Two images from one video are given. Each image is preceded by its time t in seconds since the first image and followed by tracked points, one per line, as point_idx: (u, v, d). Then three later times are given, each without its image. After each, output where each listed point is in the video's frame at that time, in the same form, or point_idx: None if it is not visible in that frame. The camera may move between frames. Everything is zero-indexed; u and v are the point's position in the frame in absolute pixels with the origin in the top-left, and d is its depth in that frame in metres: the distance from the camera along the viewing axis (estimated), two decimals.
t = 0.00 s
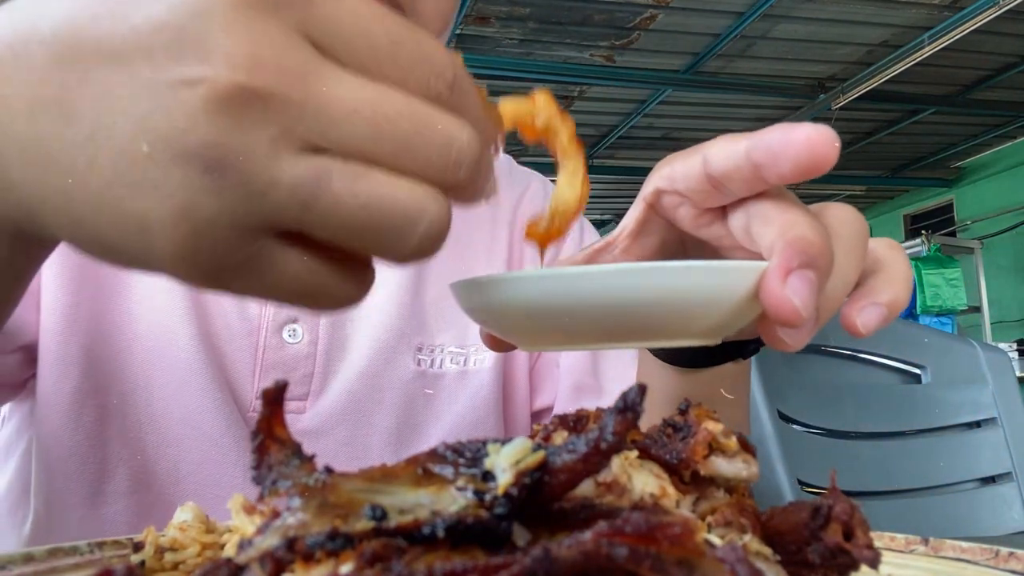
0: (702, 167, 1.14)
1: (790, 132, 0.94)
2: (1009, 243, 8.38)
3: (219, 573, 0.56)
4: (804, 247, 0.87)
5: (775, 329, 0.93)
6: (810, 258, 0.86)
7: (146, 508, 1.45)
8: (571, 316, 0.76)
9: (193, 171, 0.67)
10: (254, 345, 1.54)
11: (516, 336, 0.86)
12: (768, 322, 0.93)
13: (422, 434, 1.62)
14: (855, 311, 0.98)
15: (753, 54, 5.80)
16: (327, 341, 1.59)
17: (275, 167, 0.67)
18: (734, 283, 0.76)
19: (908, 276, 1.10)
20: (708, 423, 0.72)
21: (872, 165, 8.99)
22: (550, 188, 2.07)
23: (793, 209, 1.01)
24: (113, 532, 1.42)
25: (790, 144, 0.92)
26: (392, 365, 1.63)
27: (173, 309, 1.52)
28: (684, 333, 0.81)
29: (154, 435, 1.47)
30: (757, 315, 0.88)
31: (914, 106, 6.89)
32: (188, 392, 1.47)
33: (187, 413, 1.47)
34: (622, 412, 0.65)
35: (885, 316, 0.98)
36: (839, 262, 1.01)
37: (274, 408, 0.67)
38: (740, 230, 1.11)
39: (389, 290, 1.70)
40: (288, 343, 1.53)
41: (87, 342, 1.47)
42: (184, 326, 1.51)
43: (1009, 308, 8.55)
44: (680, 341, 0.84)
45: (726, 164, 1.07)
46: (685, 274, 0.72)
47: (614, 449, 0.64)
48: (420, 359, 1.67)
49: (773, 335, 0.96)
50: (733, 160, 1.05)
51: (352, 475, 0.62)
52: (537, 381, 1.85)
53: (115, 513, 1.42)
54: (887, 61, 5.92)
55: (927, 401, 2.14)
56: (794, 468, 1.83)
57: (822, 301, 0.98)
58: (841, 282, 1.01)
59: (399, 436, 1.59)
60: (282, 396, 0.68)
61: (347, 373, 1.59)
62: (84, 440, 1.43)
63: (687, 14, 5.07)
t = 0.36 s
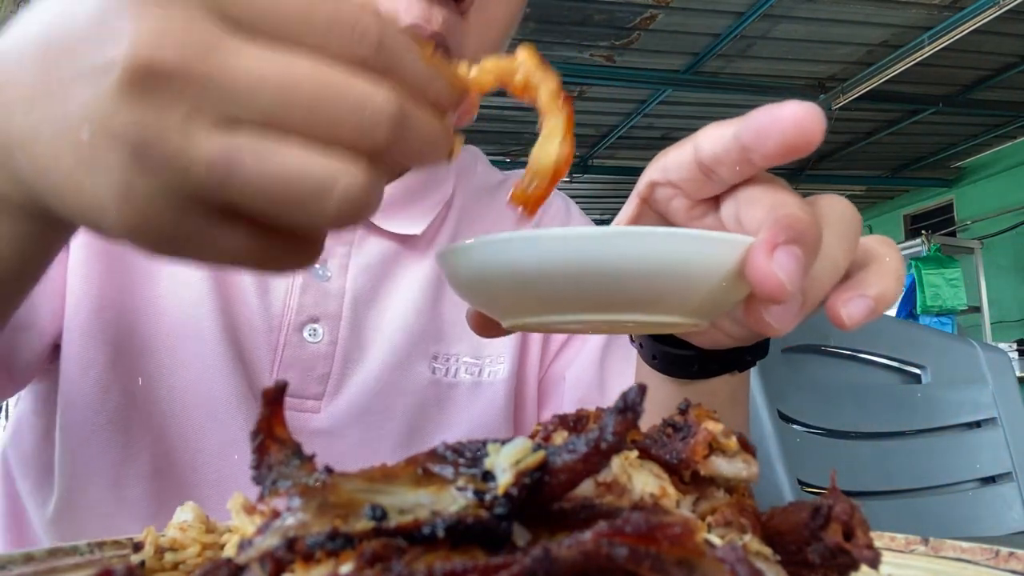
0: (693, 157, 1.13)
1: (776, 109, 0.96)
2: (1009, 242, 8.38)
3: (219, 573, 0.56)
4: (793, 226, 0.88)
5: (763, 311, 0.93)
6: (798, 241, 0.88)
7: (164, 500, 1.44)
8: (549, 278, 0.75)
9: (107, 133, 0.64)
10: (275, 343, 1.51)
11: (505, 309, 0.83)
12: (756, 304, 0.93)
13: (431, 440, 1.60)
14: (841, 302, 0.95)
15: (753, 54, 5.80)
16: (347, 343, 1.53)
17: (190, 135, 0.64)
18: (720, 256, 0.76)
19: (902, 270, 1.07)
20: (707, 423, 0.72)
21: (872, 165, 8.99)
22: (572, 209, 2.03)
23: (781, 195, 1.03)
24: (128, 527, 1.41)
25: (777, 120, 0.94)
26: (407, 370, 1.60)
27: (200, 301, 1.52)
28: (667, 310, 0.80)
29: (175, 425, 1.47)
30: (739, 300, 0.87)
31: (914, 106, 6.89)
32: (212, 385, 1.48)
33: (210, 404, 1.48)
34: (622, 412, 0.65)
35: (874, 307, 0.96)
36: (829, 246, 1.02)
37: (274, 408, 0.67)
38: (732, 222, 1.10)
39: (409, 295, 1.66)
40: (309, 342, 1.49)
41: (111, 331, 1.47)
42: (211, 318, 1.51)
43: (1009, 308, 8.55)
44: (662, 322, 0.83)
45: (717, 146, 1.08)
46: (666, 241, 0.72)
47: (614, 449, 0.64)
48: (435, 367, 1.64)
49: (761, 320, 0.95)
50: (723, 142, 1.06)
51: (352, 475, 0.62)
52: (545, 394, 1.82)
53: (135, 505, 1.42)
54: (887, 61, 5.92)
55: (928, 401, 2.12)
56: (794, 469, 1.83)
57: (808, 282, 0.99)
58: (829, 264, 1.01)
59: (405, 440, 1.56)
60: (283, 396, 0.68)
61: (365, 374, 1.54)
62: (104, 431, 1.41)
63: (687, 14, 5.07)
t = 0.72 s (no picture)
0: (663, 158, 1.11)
1: (735, 107, 0.93)
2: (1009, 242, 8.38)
3: (219, 573, 0.56)
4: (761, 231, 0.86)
5: (734, 314, 0.90)
6: (762, 240, 0.86)
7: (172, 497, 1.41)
8: (506, 285, 0.74)
9: (110, 213, 0.75)
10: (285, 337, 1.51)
11: (469, 322, 0.83)
12: (726, 308, 0.90)
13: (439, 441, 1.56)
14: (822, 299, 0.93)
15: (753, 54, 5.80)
16: (357, 340, 1.53)
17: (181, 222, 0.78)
18: (684, 259, 0.75)
19: (885, 266, 1.04)
20: (708, 423, 0.72)
21: (872, 165, 8.98)
22: (584, 213, 2.00)
23: (750, 194, 1.00)
24: (134, 525, 1.38)
25: (736, 120, 0.92)
26: (415, 371, 1.57)
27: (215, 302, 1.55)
28: (635, 316, 0.79)
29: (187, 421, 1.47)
30: (710, 305, 0.85)
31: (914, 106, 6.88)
32: (224, 379, 1.48)
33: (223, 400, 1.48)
34: (622, 412, 0.65)
35: (856, 305, 0.93)
36: (800, 246, 0.99)
37: (274, 407, 0.67)
38: (703, 221, 1.06)
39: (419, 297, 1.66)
40: (318, 339, 1.48)
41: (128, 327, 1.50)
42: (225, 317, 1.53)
43: (1009, 308, 8.55)
44: (631, 328, 0.82)
45: (686, 149, 1.05)
46: (624, 246, 0.71)
47: (614, 449, 0.63)
48: (444, 368, 1.61)
49: (732, 322, 0.93)
50: (691, 144, 1.03)
51: (352, 475, 0.62)
52: (557, 395, 1.77)
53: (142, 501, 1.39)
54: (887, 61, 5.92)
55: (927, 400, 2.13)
56: (795, 469, 1.83)
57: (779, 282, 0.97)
58: (803, 264, 0.99)
59: (411, 440, 1.53)
60: (283, 396, 0.68)
61: (371, 374, 1.53)
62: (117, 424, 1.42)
63: (687, 14, 5.07)
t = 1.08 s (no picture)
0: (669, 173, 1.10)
1: (742, 127, 0.93)
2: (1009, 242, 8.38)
3: (219, 573, 0.57)
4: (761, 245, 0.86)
5: (734, 335, 0.90)
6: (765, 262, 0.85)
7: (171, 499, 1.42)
8: (502, 300, 0.75)
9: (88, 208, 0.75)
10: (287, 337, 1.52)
11: (470, 332, 0.83)
12: (727, 328, 0.90)
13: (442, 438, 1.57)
14: (821, 316, 0.94)
15: (753, 54, 5.80)
16: (359, 344, 1.51)
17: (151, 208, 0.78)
18: (681, 280, 0.75)
19: (887, 278, 1.04)
20: (708, 423, 0.72)
21: (872, 165, 8.98)
22: (585, 214, 2.00)
23: (753, 210, 1.00)
24: (132, 529, 1.38)
25: (739, 139, 0.91)
26: (419, 371, 1.57)
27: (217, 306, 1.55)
28: (631, 333, 0.80)
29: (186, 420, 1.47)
30: (711, 323, 0.85)
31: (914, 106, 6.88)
32: (222, 380, 1.48)
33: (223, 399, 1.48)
34: (622, 411, 0.65)
35: (854, 319, 0.95)
36: (800, 262, 0.98)
37: (274, 407, 0.67)
38: (708, 238, 1.05)
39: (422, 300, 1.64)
40: (321, 340, 1.46)
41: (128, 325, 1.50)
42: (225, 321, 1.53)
43: (1009, 308, 8.55)
44: (629, 344, 0.82)
45: (688, 164, 1.04)
46: (619, 267, 0.71)
47: (614, 449, 0.63)
48: (447, 368, 1.61)
49: (732, 343, 0.92)
50: (692, 160, 1.03)
51: (353, 475, 0.62)
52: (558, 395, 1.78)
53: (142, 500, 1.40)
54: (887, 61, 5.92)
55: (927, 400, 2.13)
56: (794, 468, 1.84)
57: (781, 304, 0.96)
58: (804, 284, 0.97)
59: (415, 439, 1.54)
60: (282, 396, 0.68)
61: (376, 375, 1.53)
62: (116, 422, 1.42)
63: (686, 14, 5.07)
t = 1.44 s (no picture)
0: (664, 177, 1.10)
1: (731, 128, 0.93)
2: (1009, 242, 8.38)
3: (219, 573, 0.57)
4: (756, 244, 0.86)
5: (729, 331, 0.90)
6: (756, 258, 0.86)
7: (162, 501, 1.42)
8: (498, 302, 0.75)
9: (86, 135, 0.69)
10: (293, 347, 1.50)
11: (469, 334, 0.83)
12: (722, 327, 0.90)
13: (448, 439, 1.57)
14: (814, 315, 0.95)
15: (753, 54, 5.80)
16: (366, 351, 1.51)
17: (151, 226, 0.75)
18: (676, 276, 0.75)
19: (880, 276, 1.03)
20: (708, 423, 0.72)
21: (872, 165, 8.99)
22: (585, 215, 2.00)
23: (748, 209, 1.00)
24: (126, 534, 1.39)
25: (730, 141, 0.92)
26: (426, 376, 1.57)
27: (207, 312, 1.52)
28: (627, 331, 0.79)
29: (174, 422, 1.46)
30: (705, 323, 0.86)
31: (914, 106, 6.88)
32: (214, 389, 1.47)
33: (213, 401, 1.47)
34: (622, 411, 0.65)
35: (849, 317, 0.95)
36: (795, 261, 0.98)
37: (274, 408, 0.67)
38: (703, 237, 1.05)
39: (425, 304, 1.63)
40: (328, 349, 1.45)
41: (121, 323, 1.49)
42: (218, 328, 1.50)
43: (1009, 308, 8.55)
44: (627, 343, 0.82)
45: (682, 166, 1.04)
46: (614, 266, 0.71)
47: (614, 449, 0.63)
48: (453, 372, 1.60)
49: (728, 340, 0.93)
50: (687, 163, 1.03)
51: (353, 476, 0.62)
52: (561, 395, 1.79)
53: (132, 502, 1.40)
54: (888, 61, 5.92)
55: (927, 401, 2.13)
56: (794, 468, 1.84)
57: (776, 301, 0.97)
58: (799, 283, 0.98)
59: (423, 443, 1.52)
60: (283, 396, 0.68)
61: (383, 380, 1.52)
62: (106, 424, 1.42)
63: (686, 14, 5.07)
